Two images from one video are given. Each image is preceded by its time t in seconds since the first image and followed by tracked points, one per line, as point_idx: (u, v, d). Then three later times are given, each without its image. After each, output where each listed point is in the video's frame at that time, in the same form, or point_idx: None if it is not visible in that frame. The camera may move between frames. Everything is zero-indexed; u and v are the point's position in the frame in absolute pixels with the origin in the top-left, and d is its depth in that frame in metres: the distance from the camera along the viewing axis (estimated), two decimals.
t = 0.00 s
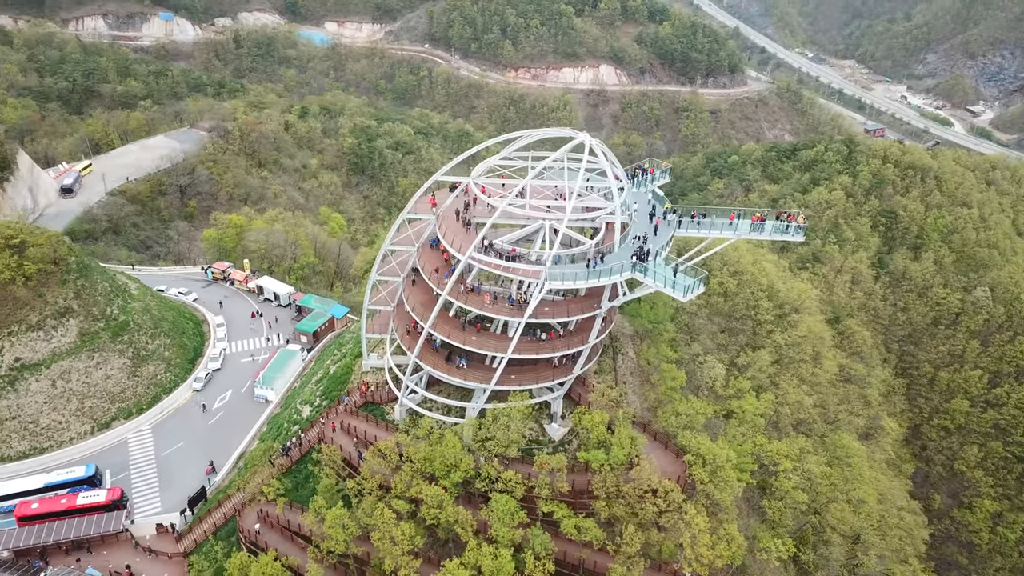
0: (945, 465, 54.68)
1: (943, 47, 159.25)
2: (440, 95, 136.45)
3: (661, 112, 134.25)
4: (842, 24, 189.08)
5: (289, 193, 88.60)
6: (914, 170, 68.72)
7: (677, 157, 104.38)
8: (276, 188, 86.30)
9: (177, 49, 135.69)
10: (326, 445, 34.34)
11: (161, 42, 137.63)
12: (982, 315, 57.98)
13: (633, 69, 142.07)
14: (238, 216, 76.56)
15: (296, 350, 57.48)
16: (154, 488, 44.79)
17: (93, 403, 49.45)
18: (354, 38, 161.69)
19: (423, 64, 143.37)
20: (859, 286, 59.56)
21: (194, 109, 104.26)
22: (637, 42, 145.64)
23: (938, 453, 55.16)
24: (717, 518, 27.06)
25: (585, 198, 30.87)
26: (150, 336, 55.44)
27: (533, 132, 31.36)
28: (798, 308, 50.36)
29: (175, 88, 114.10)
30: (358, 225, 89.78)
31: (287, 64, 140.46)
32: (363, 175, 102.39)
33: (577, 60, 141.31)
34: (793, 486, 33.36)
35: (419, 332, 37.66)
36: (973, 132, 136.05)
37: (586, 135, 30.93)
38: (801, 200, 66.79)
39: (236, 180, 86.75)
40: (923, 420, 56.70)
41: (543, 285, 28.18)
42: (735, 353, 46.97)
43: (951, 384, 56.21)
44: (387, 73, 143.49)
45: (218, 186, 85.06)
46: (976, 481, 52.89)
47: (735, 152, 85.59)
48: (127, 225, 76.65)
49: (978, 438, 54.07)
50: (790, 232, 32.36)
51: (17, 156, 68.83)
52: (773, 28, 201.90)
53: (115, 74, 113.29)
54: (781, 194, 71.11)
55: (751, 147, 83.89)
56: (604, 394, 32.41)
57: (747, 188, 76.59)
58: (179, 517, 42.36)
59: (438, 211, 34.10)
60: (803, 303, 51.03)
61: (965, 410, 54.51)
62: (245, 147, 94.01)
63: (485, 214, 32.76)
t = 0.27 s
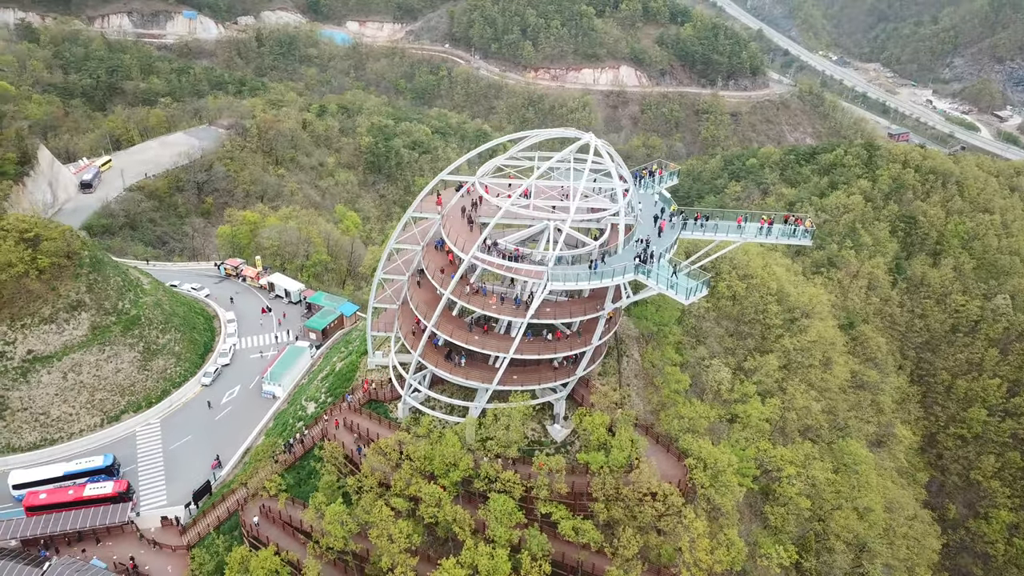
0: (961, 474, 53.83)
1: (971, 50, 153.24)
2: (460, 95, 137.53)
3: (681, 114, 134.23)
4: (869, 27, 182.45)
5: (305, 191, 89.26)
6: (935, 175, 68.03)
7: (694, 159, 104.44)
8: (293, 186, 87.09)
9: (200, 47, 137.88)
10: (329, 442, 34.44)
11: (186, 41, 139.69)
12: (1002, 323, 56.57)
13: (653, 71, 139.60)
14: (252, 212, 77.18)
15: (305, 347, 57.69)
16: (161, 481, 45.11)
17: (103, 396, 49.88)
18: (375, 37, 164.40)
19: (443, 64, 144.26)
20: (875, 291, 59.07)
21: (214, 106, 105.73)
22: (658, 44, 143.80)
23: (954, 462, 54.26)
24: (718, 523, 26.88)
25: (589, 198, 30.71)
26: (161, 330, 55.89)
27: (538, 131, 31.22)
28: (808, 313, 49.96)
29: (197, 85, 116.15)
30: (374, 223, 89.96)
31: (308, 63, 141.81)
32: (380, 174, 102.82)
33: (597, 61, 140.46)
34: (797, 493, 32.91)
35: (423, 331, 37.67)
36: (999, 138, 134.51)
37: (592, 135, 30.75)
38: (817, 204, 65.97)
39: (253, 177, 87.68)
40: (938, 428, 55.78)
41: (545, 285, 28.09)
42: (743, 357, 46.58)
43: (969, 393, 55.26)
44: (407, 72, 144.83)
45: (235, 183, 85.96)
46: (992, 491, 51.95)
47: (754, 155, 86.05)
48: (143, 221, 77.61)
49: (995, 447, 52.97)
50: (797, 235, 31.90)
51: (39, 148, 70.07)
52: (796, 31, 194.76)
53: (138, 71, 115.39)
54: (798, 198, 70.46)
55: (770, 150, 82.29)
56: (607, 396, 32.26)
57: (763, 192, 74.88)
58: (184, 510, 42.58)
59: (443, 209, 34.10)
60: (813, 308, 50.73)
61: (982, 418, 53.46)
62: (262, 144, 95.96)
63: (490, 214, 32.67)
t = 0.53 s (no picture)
0: (978, 484, 52.99)
1: (999, 54, 149.05)
2: (479, 95, 137.49)
3: (701, 117, 132.06)
4: (894, 30, 178.71)
5: (322, 189, 89.83)
6: (957, 181, 66.58)
7: (712, 161, 103.91)
8: (309, 184, 87.92)
9: (223, 46, 139.32)
10: (331, 438, 34.60)
11: (207, 39, 140.79)
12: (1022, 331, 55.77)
13: (673, 72, 139.09)
14: (266, 210, 77.87)
15: (313, 344, 57.83)
16: (167, 474, 45.44)
17: (113, 388, 50.52)
18: (396, 36, 165.72)
19: (463, 64, 144.82)
20: (892, 297, 58.89)
21: (234, 104, 107.56)
22: (679, 45, 142.45)
23: (971, 472, 53.54)
24: (717, 529, 26.57)
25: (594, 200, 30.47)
26: (171, 325, 56.51)
27: (543, 131, 30.96)
28: (819, 317, 49.34)
29: (219, 83, 118.36)
30: (388, 222, 90.32)
31: (328, 62, 144.08)
32: (396, 173, 103.36)
33: (617, 62, 139.02)
34: (799, 499, 32.26)
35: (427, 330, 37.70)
36: None
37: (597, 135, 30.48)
38: (836, 209, 65.91)
39: (269, 174, 89.20)
40: (955, 437, 55.12)
41: (546, 286, 27.84)
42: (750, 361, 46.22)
43: (987, 402, 54.55)
44: (427, 71, 145.47)
45: (252, 181, 87.17)
46: (1010, 502, 51.01)
47: (771, 158, 82.86)
48: (160, 216, 78.72)
49: (1014, 458, 51.88)
50: (804, 239, 31.45)
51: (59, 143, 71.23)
52: (821, 33, 189.95)
53: (162, 69, 117.74)
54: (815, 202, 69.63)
55: (789, 153, 80.95)
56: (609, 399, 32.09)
57: (781, 196, 73.93)
58: (188, 503, 42.83)
59: (448, 209, 34.02)
60: (825, 312, 50.29)
61: (1000, 428, 52.68)
62: (279, 142, 97.47)
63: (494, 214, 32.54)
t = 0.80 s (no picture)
0: (993, 495, 52.22)
1: None
2: (498, 95, 137.50)
3: (721, 119, 130.69)
4: (921, 34, 173.97)
5: (337, 187, 90.55)
6: (979, 186, 66.41)
7: (729, 164, 103.69)
8: (324, 182, 88.88)
9: (245, 44, 143.44)
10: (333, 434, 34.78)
11: (230, 38, 144.76)
12: None
13: (694, 75, 137.12)
14: (279, 207, 78.45)
15: (321, 341, 58.03)
16: (173, 468, 45.81)
17: (123, 381, 51.01)
18: (416, 36, 166.43)
19: (482, 65, 145.19)
20: (908, 304, 58.23)
21: (252, 103, 108.30)
22: (699, 47, 141.40)
23: (987, 482, 52.71)
24: (716, 533, 26.36)
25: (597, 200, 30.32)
26: (181, 320, 56.99)
27: (548, 131, 30.90)
28: (829, 322, 48.96)
29: (240, 82, 120.43)
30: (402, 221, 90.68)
31: (349, 61, 145.77)
32: (411, 173, 104.34)
33: (637, 63, 138.19)
34: (802, 505, 31.80)
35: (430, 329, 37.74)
36: None
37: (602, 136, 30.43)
38: (854, 213, 64.89)
39: (285, 172, 90.08)
40: (971, 446, 54.38)
41: (546, 287, 27.73)
42: (757, 366, 45.90)
43: (1005, 412, 53.39)
44: (446, 71, 146.60)
45: (268, 178, 87.90)
46: None
47: (789, 162, 81.70)
48: (176, 212, 79.51)
49: None
50: (810, 242, 31.06)
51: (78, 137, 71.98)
52: (845, 37, 186.17)
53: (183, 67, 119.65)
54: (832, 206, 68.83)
55: (807, 156, 79.75)
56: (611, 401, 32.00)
57: (798, 200, 73.12)
58: (192, 497, 43.11)
59: (453, 208, 34.02)
60: (836, 316, 49.90)
61: (1017, 438, 51.65)
62: (296, 140, 98.53)
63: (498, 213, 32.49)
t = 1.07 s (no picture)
0: (1009, 505, 51.47)
1: None
2: (517, 96, 136.45)
3: (741, 121, 129.73)
4: (948, 37, 169.15)
5: (352, 185, 91.10)
6: (1001, 193, 65.47)
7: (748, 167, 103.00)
8: (340, 180, 89.53)
9: (267, 43, 145.59)
10: (335, 431, 34.93)
11: (252, 37, 147.51)
12: None
13: (714, 76, 137.70)
14: (292, 205, 78.92)
15: (329, 338, 58.29)
16: (178, 461, 46.22)
17: (132, 375, 51.53)
18: (437, 36, 166.21)
19: (502, 65, 145.14)
20: (924, 310, 57.23)
21: (271, 101, 108.84)
22: (721, 49, 140.97)
23: (1002, 492, 51.85)
24: (716, 538, 26.20)
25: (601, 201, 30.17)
26: (191, 315, 57.49)
27: (552, 131, 30.76)
28: (840, 326, 48.43)
29: (260, 80, 121.94)
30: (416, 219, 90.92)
31: (370, 60, 145.28)
32: (427, 172, 105.45)
33: (657, 65, 138.73)
34: (804, 511, 31.33)
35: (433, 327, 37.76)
36: None
37: (606, 136, 30.23)
38: (870, 218, 64.37)
39: (301, 170, 90.23)
40: (988, 456, 53.53)
41: (546, 287, 27.54)
42: (765, 370, 45.49)
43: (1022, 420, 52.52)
44: (465, 71, 147.13)
45: (283, 176, 88.71)
46: None
47: (808, 165, 80.24)
48: (192, 208, 80.33)
49: None
50: (817, 246, 30.72)
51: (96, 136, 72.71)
52: (870, 40, 182.37)
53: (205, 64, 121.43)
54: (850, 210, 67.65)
55: (825, 160, 78.73)
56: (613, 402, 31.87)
57: (816, 204, 72.01)
58: (196, 491, 43.45)
59: (456, 207, 34.00)
60: (848, 321, 49.42)
61: None
62: (313, 138, 99.10)
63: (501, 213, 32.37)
